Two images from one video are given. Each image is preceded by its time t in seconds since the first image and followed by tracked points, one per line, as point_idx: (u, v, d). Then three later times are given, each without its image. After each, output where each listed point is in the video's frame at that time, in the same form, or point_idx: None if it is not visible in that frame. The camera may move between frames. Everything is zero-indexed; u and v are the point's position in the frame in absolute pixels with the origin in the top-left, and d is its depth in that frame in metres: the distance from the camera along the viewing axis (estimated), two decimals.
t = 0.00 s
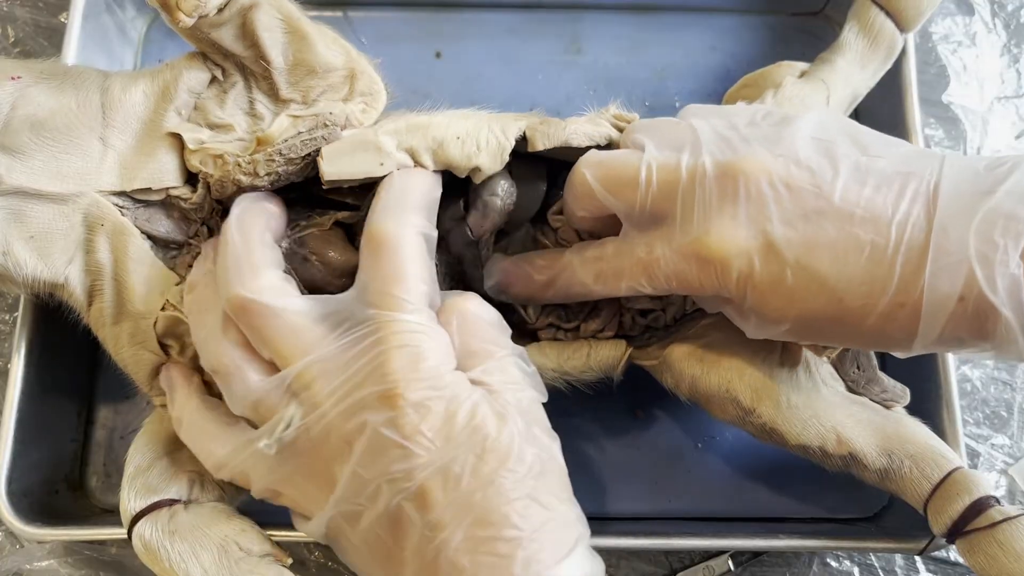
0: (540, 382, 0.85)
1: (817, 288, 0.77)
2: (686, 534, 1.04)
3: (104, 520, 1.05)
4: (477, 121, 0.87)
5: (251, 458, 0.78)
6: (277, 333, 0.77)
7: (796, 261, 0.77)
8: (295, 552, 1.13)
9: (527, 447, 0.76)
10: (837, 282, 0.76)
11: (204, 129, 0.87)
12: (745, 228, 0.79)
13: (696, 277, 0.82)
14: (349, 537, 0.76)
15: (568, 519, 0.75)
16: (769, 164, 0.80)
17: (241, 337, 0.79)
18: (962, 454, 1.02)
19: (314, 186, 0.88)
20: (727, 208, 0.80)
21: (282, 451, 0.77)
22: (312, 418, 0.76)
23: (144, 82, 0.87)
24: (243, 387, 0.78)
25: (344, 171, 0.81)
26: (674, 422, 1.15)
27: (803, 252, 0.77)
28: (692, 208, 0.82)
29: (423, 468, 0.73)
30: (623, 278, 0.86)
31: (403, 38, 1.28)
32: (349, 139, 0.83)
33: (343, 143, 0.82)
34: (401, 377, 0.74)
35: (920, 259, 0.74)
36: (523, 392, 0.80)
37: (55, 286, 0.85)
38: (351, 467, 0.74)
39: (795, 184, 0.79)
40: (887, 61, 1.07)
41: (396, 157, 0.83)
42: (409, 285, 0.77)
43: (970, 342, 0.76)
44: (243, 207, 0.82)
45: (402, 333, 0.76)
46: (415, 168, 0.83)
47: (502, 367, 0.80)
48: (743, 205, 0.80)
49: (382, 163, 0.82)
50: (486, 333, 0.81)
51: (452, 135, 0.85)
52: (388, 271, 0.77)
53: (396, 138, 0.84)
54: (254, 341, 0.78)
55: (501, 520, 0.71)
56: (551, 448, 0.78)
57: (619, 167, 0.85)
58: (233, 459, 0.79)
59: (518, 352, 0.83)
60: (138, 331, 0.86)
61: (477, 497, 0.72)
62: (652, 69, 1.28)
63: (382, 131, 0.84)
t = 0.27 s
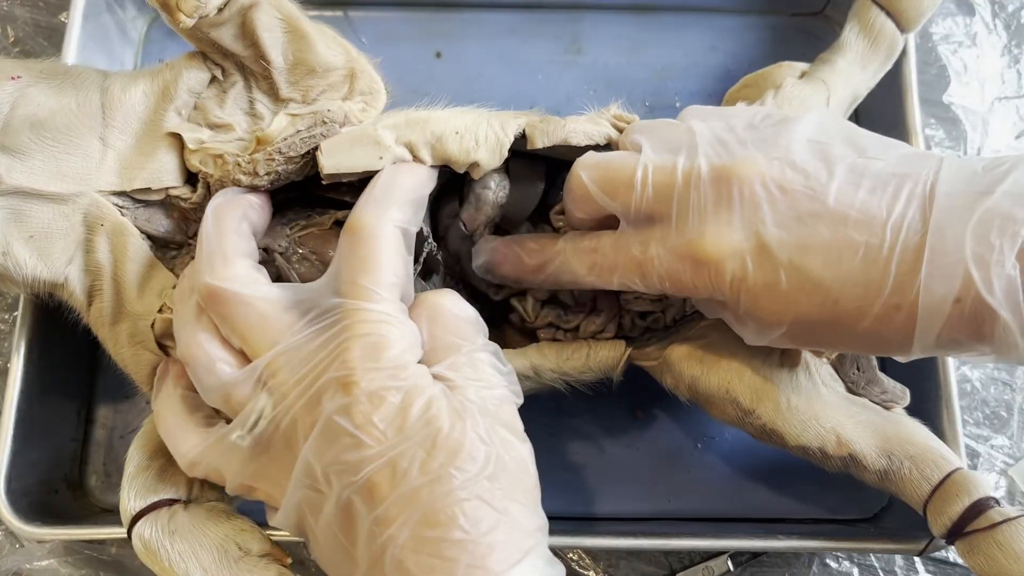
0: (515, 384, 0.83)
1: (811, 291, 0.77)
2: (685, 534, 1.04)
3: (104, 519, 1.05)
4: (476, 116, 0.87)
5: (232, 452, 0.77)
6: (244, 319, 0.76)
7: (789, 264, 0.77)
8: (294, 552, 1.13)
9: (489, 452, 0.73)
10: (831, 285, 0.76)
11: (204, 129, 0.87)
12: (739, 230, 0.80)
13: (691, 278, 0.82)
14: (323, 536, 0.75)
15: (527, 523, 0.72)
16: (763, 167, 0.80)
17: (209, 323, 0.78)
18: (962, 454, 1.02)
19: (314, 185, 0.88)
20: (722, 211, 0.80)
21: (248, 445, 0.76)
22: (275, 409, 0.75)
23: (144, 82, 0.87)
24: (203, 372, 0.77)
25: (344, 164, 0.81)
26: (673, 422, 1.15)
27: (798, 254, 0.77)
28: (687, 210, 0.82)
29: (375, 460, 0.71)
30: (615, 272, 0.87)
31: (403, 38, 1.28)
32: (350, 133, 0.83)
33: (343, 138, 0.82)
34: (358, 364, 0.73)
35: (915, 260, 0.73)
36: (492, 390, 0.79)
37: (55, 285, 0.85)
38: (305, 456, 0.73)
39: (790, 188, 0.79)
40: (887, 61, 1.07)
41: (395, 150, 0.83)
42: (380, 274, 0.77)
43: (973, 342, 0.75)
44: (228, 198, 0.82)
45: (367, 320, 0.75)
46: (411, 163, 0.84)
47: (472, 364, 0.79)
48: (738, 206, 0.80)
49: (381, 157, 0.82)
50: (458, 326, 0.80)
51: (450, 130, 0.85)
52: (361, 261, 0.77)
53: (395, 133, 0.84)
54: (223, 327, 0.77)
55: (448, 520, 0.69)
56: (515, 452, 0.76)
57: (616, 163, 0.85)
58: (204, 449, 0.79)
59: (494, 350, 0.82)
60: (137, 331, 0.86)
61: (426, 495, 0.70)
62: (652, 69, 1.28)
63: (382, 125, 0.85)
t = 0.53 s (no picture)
0: (516, 395, 0.83)
1: (826, 241, 0.72)
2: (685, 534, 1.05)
3: (104, 520, 1.05)
4: (478, 125, 0.87)
5: (231, 454, 0.77)
6: (247, 328, 0.77)
7: (806, 210, 0.72)
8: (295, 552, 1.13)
9: (490, 466, 0.73)
10: (847, 235, 0.71)
11: (203, 132, 0.87)
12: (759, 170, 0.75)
13: (715, 179, 0.77)
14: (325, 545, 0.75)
15: (527, 537, 0.72)
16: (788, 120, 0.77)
17: (213, 333, 0.79)
18: (962, 455, 1.02)
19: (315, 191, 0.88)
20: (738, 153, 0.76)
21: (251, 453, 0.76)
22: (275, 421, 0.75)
23: (144, 84, 0.87)
24: (210, 382, 0.78)
25: (346, 175, 0.81)
26: (674, 423, 1.15)
27: (817, 199, 0.72)
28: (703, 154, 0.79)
29: (374, 473, 0.71)
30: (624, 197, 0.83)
31: (403, 38, 1.27)
32: (351, 142, 0.82)
33: (344, 147, 0.82)
34: (357, 375, 0.73)
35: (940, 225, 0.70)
36: (493, 401, 0.79)
37: (55, 288, 0.85)
38: (306, 467, 0.73)
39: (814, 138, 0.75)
40: (888, 61, 1.07)
41: (396, 161, 0.82)
42: (379, 284, 0.77)
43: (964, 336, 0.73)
44: (231, 204, 0.82)
45: (367, 331, 0.75)
46: (415, 173, 0.83)
47: (474, 375, 0.79)
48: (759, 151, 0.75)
49: (382, 168, 0.82)
50: (459, 336, 0.80)
51: (452, 139, 0.84)
52: (362, 271, 0.77)
53: (397, 142, 0.84)
54: (226, 336, 0.78)
55: (447, 534, 0.69)
56: (515, 464, 0.76)
57: (633, 103, 0.84)
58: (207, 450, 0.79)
59: (495, 360, 0.82)
60: (137, 334, 0.86)
61: (426, 508, 0.70)
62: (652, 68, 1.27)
63: (384, 134, 0.84)
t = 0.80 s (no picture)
0: (515, 403, 0.83)
1: (878, 220, 0.76)
2: (684, 535, 1.05)
3: (104, 520, 1.05)
4: (478, 129, 0.87)
5: (228, 457, 0.77)
6: (245, 333, 0.77)
7: (860, 189, 0.76)
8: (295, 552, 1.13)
9: (483, 478, 0.73)
10: (903, 214, 0.75)
11: (203, 133, 0.87)
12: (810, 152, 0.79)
13: (748, 178, 0.81)
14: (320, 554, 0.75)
15: (521, 549, 0.71)
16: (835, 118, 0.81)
17: (211, 337, 0.79)
18: (962, 455, 1.02)
19: (314, 193, 0.88)
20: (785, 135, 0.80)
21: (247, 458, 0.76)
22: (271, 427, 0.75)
23: (143, 85, 0.86)
24: (207, 386, 0.78)
25: (346, 181, 0.81)
26: (674, 423, 1.15)
27: (868, 180, 0.76)
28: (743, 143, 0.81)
29: (368, 481, 0.71)
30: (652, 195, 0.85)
31: (403, 38, 1.27)
32: (352, 149, 0.82)
33: (344, 154, 0.82)
34: (352, 382, 0.73)
35: (989, 208, 0.73)
36: (492, 410, 0.79)
37: (55, 290, 0.85)
38: (302, 474, 0.73)
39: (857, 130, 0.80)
40: (887, 59, 1.07)
41: (397, 168, 0.83)
42: (377, 291, 0.77)
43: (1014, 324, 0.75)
44: (231, 206, 0.82)
45: (363, 338, 0.75)
46: (415, 179, 0.83)
47: (473, 383, 0.79)
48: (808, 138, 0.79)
49: (382, 174, 0.82)
50: (458, 345, 0.80)
51: (453, 145, 0.84)
52: (359, 280, 0.77)
53: (397, 148, 0.84)
54: (225, 341, 0.78)
55: (440, 544, 0.69)
56: (509, 473, 0.76)
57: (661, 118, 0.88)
58: (207, 452, 0.79)
59: (494, 368, 0.82)
60: (137, 335, 0.86)
61: (420, 517, 0.69)
62: (652, 68, 1.27)
63: (384, 139, 0.84)
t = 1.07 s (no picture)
0: (516, 406, 0.83)
1: (803, 264, 0.72)
2: (684, 535, 1.05)
3: (104, 520, 1.05)
4: (479, 132, 0.86)
5: (229, 458, 0.77)
6: (246, 336, 0.77)
7: (778, 233, 0.73)
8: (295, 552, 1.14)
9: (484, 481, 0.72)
10: (829, 259, 0.71)
11: (202, 134, 0.87)
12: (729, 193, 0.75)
13: (674, 244, 0.76)
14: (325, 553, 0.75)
15: (522, 551, 0.72)
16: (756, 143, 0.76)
17: (213, 340, 0.79)
18: (962, 455, 1.02)
19: (314, 195, 0.88)
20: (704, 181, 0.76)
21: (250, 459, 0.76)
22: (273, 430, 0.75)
23: (143, 86, 0.86)
24: (210, 389, 0.79)
25: (346, 185, 0.81)
26: (673, 423, 1.15)
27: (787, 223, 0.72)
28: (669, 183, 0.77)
29: (370, 485, 0.71)
30: (585, 244, 0.81)
31: (403, 38, 1.27)
32: (352, 153, 0.82)
33: (344, 158, 0.82)
34: (352, 387, 0.73)
35: (909, 239, 0.69)
36: (495, 413, 0.79)
37: (54, 290, 0.85)
38: (303, 477, 0.73)
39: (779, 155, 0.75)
40: (886, 59, 1.07)
41: (397, 172, 0.82)
42: (378, 295, 0.76)
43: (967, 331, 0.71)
44: (231, 208, 0.82)
45: (363, 341, 0.75)
46: (415, 183, 0.83)
47: (475, 386, 0.79)
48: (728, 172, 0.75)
49: (382, 179, 0.82)
50: (460, 347, 0.80)
51: (452, 148, 0.84)
52: (360, 284, 0.77)
53: (397, 151, 0.84)
54: (226, 344, 0.78)
55: (441, 549, 0.69)
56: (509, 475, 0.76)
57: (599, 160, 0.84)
58: (209, 452, 0.79)
59: (496, 371, 0.82)
60: (137, 336, 0.86)
61: (421, 521, 0.69)
62: (652, 68, 1.27)
63: (384, 143, 0.84)
